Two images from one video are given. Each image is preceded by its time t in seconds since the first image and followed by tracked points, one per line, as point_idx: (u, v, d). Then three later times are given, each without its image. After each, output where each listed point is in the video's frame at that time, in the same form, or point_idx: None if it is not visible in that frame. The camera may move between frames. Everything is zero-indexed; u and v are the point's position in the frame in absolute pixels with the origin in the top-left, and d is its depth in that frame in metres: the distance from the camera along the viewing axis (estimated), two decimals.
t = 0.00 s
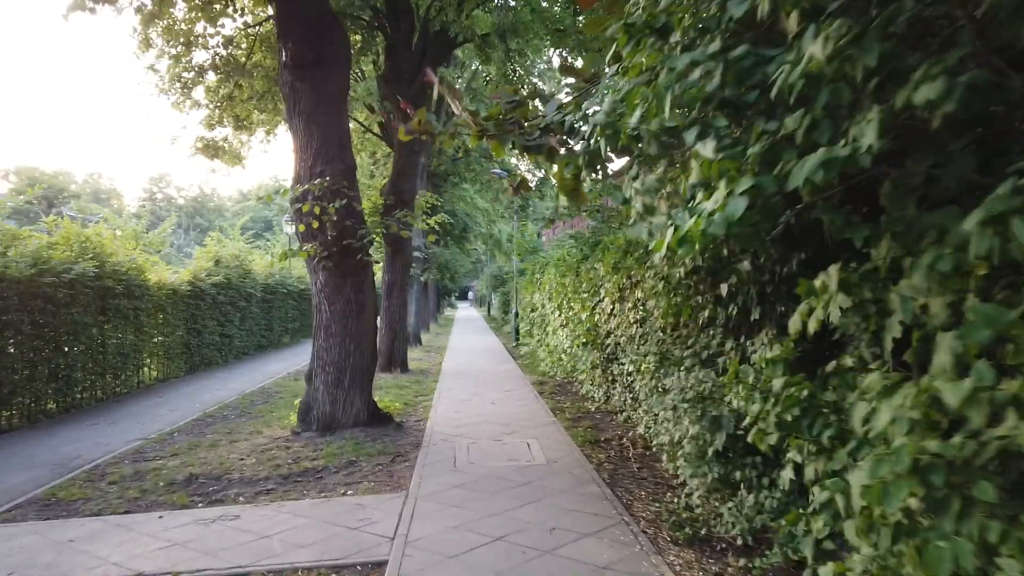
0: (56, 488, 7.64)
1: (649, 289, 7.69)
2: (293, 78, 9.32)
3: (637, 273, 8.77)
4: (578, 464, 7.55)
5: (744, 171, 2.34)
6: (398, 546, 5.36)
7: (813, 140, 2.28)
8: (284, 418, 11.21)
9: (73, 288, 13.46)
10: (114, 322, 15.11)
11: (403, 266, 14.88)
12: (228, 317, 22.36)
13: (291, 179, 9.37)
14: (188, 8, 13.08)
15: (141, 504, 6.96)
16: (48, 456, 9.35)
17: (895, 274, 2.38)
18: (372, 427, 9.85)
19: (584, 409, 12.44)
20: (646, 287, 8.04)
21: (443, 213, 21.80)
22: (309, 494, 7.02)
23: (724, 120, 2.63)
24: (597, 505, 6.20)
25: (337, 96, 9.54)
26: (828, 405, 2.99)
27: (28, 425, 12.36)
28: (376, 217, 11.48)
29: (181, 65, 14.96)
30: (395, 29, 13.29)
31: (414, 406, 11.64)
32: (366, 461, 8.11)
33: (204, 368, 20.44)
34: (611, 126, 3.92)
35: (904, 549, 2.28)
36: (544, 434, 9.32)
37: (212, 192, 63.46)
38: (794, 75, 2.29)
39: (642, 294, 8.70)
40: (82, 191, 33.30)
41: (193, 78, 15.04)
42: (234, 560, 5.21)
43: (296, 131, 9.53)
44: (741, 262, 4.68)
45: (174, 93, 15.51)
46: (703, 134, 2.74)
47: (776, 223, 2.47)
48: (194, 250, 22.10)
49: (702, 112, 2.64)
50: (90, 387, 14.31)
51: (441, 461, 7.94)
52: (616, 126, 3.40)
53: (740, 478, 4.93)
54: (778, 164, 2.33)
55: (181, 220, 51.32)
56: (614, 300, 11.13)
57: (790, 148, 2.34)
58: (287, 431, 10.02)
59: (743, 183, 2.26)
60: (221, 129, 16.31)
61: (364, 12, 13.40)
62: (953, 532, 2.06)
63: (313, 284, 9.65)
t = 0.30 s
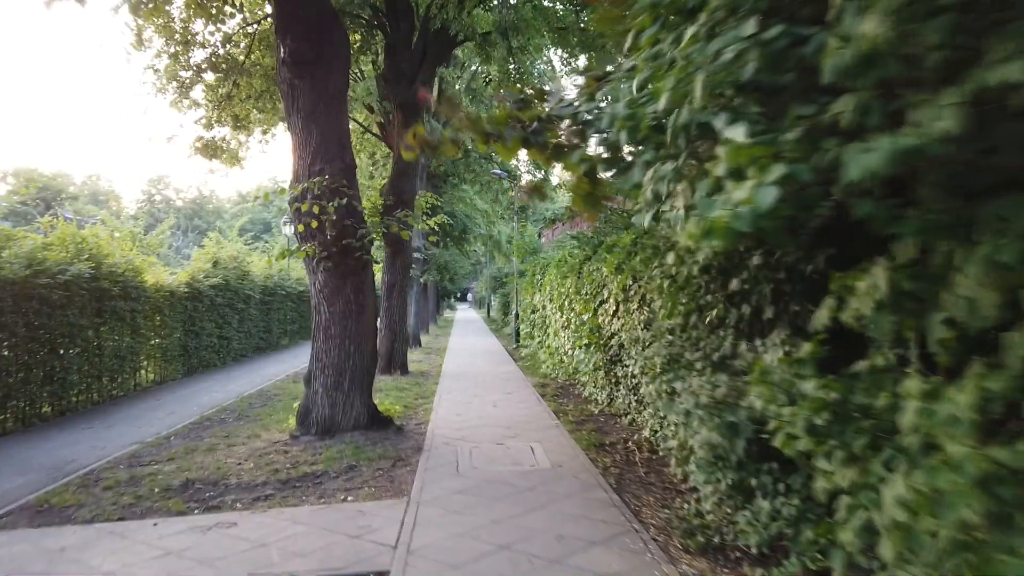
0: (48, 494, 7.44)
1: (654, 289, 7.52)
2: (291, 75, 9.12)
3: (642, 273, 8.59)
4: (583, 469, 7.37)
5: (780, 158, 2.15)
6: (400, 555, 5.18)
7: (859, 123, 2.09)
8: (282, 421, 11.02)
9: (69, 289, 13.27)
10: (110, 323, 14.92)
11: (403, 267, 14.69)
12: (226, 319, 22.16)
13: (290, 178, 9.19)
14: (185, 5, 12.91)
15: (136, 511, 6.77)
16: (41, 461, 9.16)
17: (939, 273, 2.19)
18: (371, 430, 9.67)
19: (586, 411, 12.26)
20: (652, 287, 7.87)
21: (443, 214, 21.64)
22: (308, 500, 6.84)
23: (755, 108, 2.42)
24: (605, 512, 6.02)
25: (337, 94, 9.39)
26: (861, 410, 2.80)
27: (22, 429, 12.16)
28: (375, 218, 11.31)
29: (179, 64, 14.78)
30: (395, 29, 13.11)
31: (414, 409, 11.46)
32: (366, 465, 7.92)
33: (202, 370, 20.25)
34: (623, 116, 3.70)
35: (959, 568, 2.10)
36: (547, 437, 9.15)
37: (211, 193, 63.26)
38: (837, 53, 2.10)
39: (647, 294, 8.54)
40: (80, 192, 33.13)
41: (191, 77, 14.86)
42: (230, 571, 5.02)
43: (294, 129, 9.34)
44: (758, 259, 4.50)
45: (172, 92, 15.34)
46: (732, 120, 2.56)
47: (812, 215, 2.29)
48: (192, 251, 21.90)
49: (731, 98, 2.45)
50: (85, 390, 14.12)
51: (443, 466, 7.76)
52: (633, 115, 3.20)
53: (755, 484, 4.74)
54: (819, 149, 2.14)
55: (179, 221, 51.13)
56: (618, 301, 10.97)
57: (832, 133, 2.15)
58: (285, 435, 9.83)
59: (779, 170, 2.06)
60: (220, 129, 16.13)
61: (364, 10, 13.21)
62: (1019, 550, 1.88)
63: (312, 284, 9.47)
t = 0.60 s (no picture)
0: (43, 502, 7.22)
1: (665, 292, 7.33)
2: (292, 72, 8.93)
3: (652, 275, 8.39)
4: (593, 476, 7.19)
5: (850, 151, 1.95)
6: (409, 568, 4.99)
7: (941, 117, 1.88)
8: (283, 425, 10.81)
9: (64, 290, 13.03)
10: (107, 325, 14.69)
11: (404, 267, 14.46)
12: (225, 320, 21.94)
13: (290, 178, 8.98)
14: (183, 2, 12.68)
15: (133, 520, 6.56)
16: (36, 467, 8.93)
17: (1019, 282, 2.00)
18: (374, 435, 9.47)
19: (592, 415, 12.07)
20: (662, 289, 7.68)
21: (443, 214, 21.42)
22: (311, 508, 6.64)
23: (816, 98, 2.20)
24: (619, 523, 5.83)
25: (339, 91, 9.19)
26: (915, 424, 2.63)
27: (16, 432, 11.93)
28: (378, 218, 11.10)
29: (176, 62, 14.56)
30: (396, 27, 12.86)
31: (417, 413, 11.26)
32: (370, 472, 7.73)
33: (200, 372, 20.03)
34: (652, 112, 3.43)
35: None
36: (554, 442, 8.95)
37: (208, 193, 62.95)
38: (917, 35, 1.89)
39: (657, 297, 8.34)
40: (77, 192, 32.85)
41: (188, 75, 14.62)
42: None
43: (295, 127, 9.14)
44: (784, 263, 4.30)
45: (169, 91, 15.11)
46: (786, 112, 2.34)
47: (880, 217, 2.09)
48: (189, 252, 21.66)
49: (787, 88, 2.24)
50: (81, 393, 13.89)
51: (449, 473, 7.57)
52: (667, 108, 3.00)
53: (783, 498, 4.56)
54: (892, 143, 1.95)
55: (176, 221, 50.78)
56: (624, 303, 10.77)
57: (908, 124, 1.94)
58: (286, 439, 9.62)
59: (854, 164, 1.87)
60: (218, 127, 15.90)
61: (364, 8, 13.00)
62: None
63: (314, 286, 9.28)
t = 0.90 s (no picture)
0: (39, 506, 7.05)
1: (676, 292, 7.17)
2: (295, 67, 8.76)
3: (663, 274, 8.22)
4: (604, 480, 7.03)
5: (932, 137, 1.78)
6: None
7: None
8: (284, 427, 10.63)
9: (61, 289, 12.84)
10: (104, 324, 14.50)
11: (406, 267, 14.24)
12: (223, 319, 21.77)
13: (293, 174, 8.81)
14: None
15: (132, 525, 6.39)
16: (32, 469, 8.75)
17: None
18: (378, 437, 9.30)
19: (597, 416, 11.91)
20: (674, 289, 7.53)
21: (444, 213, 21.25)
22: (314, 513, 6.46)
23: (888, 79, 2.01)
24: (633, 529, 5.68)
25: (344, 86, 9.02)
26: (973, 433, 2.47)
27: (12, 433, 11.74)
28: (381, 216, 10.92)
29: (175, 58, 14.37)
30: (398, 25, 12.59)
31: (420, 414, 11.09)
32: (374, 475, 7.56)
33: (198, 372, 19.85)
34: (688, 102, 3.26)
35: None
36: (561, 445, 8.79)
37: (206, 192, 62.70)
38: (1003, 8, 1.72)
39: (668, 296, 8.19)
40: (73, 191, 32.59)
41: (187, 72, 14.42)
42: None
43: (298, 123, 8.97)
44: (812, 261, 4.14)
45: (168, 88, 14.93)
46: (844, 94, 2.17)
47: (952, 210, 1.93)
48: (187, 251, 21.47)
49: (855, 69, 2.06)
50: (78, 393, 13.70)
51: (456, 476, 7.41)
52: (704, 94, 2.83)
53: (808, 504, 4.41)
54: (973, 128, 1.79)
55: (174, 220, 50.52)
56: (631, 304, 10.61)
57: (991, 107, 1.78)
58: (287, 441, 9.44)
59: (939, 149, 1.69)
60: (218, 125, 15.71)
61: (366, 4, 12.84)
62: None
63: (316, 285, 9.10)
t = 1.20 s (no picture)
0: (55, 510, 6.90)
1: (706, 292, 6.95)
2: (313, 61, 8.62)
3: (692, 275, 8.00)
4: (633, 485, 6.82)
5: None
6: None
7: None
8: (301, 428, 10.48)
9: (75, 289, 12.74)
10: (119, 324, 14.41)
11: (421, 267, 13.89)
12: (237, 319, 21.68)
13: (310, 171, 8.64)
14: None
15: (150, 529, 6.23)
16: (46, 471, 8.62)
17: None
18: (396, 439, 9.11)
19: (618, 418, 11.71)
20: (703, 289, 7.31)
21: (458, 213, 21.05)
22: (336, 518, 6.28)
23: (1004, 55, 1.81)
24: (668, 537, 5.47)
25: (361, 78, 8.81)
26: None
27: (27, 434, 11.65)
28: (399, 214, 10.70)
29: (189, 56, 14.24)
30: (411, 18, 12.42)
31: (439, 416, 10.91)
32: (395, 478, 7.38)
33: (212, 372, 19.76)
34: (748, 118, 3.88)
35: None
36: (585, 448, 8.57)
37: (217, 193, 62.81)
38: None
39: (696, 296, 7.97)
40: (86, 191, 32.58)
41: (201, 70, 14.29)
42: None
43: (315, 119, 8.81)
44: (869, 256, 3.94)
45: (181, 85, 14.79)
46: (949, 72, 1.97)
47: None
48: (201, 250, 21.37)
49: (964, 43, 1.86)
50: (93, 394, 13.60)
51: (479, 480, 7.21)
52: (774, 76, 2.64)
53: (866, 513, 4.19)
54: None
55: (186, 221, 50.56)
56: (654, 303, 10.40)
57: None
58: (305, 443, 9.28)
59: None
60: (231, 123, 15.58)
61: None
62: None
63: (334, 284, 8.92)
